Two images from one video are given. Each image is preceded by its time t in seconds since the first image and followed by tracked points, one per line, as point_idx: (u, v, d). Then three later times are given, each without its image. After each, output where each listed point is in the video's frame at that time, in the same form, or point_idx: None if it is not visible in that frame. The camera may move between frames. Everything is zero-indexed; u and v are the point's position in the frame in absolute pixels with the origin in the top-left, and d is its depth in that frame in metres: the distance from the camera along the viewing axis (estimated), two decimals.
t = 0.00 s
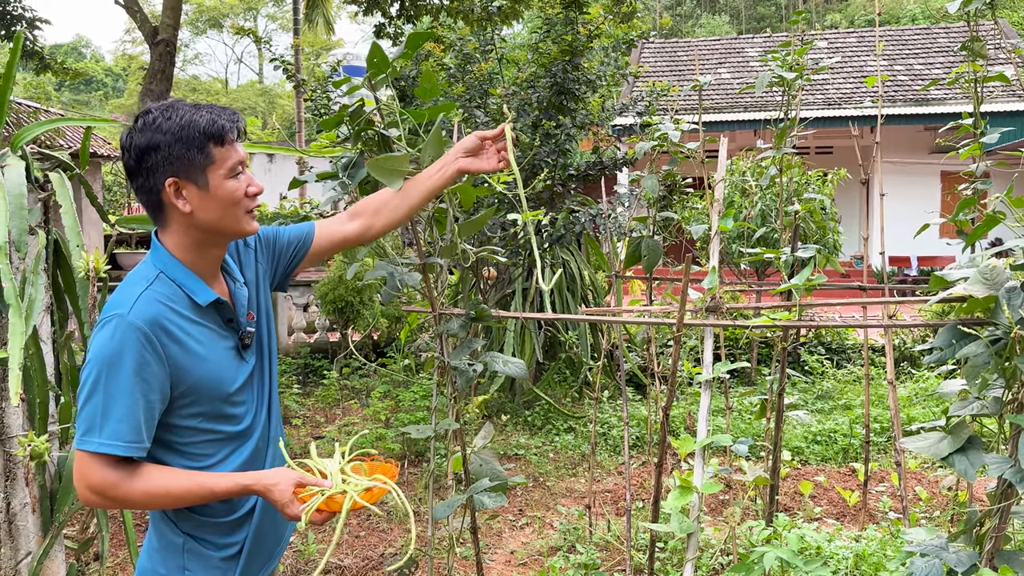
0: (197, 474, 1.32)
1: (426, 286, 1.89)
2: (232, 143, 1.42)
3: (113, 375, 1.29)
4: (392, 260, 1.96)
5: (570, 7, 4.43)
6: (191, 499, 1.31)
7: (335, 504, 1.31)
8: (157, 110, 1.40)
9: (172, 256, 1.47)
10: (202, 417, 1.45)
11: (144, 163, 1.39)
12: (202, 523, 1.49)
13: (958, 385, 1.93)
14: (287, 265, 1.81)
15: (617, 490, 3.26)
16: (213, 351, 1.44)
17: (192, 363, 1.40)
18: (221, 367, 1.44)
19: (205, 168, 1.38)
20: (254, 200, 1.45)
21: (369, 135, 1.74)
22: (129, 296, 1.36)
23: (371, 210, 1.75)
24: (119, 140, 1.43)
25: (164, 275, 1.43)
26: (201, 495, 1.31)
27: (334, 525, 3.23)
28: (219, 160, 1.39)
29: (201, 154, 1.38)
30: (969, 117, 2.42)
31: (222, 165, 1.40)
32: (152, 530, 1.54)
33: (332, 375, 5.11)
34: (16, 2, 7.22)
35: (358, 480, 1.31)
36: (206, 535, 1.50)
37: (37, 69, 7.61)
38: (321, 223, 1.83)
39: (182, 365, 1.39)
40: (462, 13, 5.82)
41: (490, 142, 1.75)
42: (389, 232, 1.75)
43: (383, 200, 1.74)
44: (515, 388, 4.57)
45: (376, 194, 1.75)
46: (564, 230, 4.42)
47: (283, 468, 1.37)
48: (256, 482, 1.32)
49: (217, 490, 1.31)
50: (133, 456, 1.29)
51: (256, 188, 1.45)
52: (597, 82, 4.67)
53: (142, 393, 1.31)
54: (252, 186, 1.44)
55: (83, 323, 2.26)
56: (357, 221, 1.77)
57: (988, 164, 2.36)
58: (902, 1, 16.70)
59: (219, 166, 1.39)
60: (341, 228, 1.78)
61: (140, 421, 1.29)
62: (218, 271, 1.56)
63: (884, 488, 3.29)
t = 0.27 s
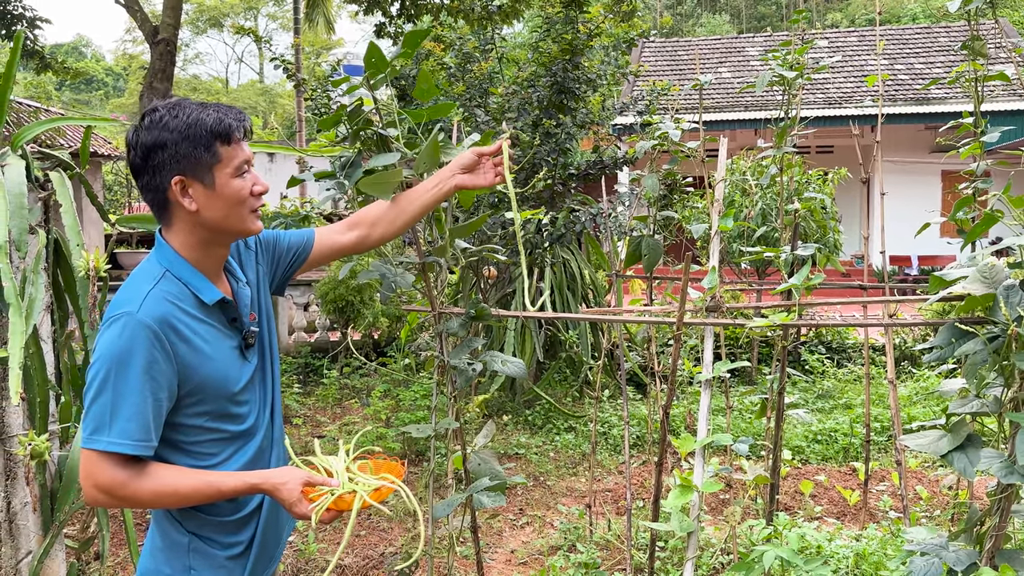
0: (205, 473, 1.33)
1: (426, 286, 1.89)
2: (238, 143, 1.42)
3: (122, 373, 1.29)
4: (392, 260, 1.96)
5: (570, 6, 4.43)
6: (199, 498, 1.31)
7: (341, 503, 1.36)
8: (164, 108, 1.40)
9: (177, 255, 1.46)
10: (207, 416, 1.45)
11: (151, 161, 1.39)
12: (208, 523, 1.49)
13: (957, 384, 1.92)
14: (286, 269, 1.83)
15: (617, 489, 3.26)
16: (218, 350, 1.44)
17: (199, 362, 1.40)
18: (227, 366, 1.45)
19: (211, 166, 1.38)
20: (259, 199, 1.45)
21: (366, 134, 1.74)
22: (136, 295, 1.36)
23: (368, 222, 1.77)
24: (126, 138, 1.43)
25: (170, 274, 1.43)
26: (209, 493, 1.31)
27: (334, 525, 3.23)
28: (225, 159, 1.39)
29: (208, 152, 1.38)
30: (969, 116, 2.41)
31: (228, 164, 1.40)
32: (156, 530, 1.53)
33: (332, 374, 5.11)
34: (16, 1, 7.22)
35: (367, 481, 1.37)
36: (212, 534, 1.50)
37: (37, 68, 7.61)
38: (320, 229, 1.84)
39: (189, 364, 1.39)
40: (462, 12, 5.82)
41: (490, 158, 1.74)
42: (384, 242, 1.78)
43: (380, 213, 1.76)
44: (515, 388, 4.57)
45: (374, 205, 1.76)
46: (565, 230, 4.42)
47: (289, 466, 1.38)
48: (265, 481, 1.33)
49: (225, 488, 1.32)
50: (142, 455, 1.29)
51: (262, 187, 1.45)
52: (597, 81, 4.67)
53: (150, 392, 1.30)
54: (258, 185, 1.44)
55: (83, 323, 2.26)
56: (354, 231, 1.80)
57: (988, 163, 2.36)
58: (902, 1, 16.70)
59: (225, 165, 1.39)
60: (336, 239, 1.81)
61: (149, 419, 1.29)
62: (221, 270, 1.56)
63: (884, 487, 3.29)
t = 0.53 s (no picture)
0: (217, 471, 1.34)
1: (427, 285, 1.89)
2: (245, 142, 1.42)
3: (136, 372, 1.29)
4: (391, 259, 1.95)
5: (570, 5, 4.43)
6: (210, 497, 1.32)
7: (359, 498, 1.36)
8: (172, 105, 1.40)
9: (182, 252, 1.46)
10: (216, 414, 1.45)
11: (156, 158, 1.39)
12: (215, 523, 1.49)
13: (958, 384, 1.92)
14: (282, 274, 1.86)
15: (617, 488, 3.27)
16: (226, 349, 1.45)
17: (209, 361, 1.40)
18: (235, 365, 1.45)
19: (216, 165, 1.38)
20: (264, 200, 1.45)
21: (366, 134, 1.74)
22: (147, 293, 1.35)
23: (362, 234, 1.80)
24: (133, 133, 1.43)
25: (177, 272, 1.43)
26: (221, 492, 1.32)
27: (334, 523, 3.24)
28: (231, 158, 1.39)
29: (214, 150, 1.38)
30: (970, 116, 2.41)
31: (234, 163, 1.40)
32: (161, 532, 1.52)
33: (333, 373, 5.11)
34: None
35: (380, 474, 1.36)
36: (220, 534, 1.50)
37: (38, 67, 7.61)
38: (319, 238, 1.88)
39: (199, 363, 1.39)
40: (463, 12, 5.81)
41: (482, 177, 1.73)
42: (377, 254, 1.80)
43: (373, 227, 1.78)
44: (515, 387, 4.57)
45: (367, 219, 1.79)
46: (565, 229, 4.42)
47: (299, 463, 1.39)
48: (277, 479, 1.34)
49: (238, 487, 1.33)
50: (153, 454, 1.29)
51: (266, 187, 1.45)
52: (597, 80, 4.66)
53: (163, 390, 1.31)
54: (261, 185, 1.44)
55: (84, 322, 2.26)
56: (349, 242, 1.82)
57: (988, 162, 2.36)
58: None
59: (231, 163, 1.39)
60: (330, 249, 1.85)
61: (163, 418, 1.30)
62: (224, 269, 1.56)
63: (884, 487, 3.29)
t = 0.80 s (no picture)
0: (229, 470, 1.34)
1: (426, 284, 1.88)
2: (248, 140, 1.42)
3: (148, 372, 1.28)
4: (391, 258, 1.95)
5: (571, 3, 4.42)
6: (224, 496, 1.32)
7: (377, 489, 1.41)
8: (178, 100, 1.40)
9: (186, 250, 1.46)
10: (224, 413, 1.45)
11: (160, 152, 1.39)
12: (225, 524, 1.49)
13: (958, 382, 1.91)
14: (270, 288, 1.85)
15: (617, 487, 3.27)
16: (232, 347, 1.45)
17: (217, 359, 1.41)
18: (243, 362, 1.46)
19: (221, 162, 1.38)
20: (267, 199, 1.45)
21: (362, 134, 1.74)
22: (155, 292, 1.35)
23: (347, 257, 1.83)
24: (137, 126, 1.42)
25: (182, 270, 1.43)
26: (235, 490, 1.32)
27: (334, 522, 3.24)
28: (236, 156, 1.39)
29: (219, 147, 1.38)
30: (972, 114, 2.40)
31: (239, 160, 1.40)
32: (168, 534, 1.51)
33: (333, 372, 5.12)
34: None
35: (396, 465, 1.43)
36: (230, 535, 1.50)
37: (38, 66, 7.61)
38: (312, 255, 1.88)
39: (209, 361, 1.39)
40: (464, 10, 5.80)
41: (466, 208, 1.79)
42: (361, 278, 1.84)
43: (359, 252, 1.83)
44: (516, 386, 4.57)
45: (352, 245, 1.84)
46: (566, 227, 4.41)
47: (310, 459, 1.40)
48: (290, 475, 1.35)
49: (251, 484, 1.33)
50: (167, 454, 1.28)
51: (269, 186, 1.45)
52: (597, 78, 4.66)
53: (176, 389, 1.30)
54: (261, 183, 1.43)
55: (84, 320, 2.26)
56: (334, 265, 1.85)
57: (990, 160, 2.35)
58: None
59: (235, 161, 1.39)
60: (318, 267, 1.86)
61: (176, 417, 1.29)
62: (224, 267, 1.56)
63: (885, 485, 3.29)
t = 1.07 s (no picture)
0: (242, 473, 1.35)
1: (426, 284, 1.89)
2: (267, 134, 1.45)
3: (164, 376, 1.28)
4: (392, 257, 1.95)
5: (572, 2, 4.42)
6: (238, 499, 1.34)
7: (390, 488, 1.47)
8: (203, 97, 1.36)
9: (196, 250, 1.43)
10: (234, 415, 1.45)
11: (199, 152, 1.34)
12: (233, 528, 1.49)
13: (958, 380, 1.91)
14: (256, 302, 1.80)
15: (617, 485, 3.27)
16: (242, 350, 1.44)
17: (229, 361, 1.40)
18: (253, 365, 1.46)
19: (258, 157, 1.40)
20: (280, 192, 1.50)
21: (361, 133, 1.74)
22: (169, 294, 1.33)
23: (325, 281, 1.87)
24: (151, 127, 1.33)
25: (191, 271, 1.41)
26: (249, 494, 1.33)
27: (334, 519, 3.24)
28: (263, 151, 1.42)
29: (254, 142, 1.40)
30: (973, 112, 2.40)
31: (265, 155, 1.43)
32: (174, 541, 1.50)
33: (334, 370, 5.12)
34: None
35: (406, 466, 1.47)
36: (238, 539, 1.50)
37: (39, 64, 7.62)
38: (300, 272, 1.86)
39: (221, 364, 1.39)
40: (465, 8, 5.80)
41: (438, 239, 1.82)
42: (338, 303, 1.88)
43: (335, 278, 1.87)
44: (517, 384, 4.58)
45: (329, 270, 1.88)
46: (566, 226, 4.41)
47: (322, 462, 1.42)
48: (303, 477, 1.37)
49: (263, 488, 1.34)
50: (183, 459, 1.29)
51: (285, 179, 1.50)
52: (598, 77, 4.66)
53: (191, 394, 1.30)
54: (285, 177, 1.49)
55: (85, 319, 2.26)
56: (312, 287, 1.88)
57: (991, 159, 2.35)
58: None
59: (265, 156, 1.42)
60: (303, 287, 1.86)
61: (191, 421, 1.30)
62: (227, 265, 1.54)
63: (885, 484, 3.29)
